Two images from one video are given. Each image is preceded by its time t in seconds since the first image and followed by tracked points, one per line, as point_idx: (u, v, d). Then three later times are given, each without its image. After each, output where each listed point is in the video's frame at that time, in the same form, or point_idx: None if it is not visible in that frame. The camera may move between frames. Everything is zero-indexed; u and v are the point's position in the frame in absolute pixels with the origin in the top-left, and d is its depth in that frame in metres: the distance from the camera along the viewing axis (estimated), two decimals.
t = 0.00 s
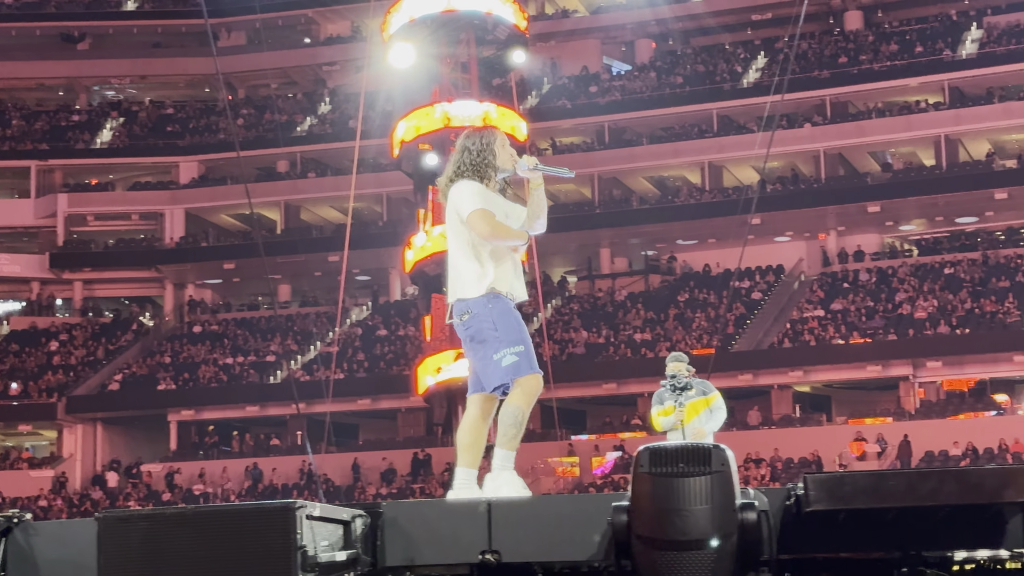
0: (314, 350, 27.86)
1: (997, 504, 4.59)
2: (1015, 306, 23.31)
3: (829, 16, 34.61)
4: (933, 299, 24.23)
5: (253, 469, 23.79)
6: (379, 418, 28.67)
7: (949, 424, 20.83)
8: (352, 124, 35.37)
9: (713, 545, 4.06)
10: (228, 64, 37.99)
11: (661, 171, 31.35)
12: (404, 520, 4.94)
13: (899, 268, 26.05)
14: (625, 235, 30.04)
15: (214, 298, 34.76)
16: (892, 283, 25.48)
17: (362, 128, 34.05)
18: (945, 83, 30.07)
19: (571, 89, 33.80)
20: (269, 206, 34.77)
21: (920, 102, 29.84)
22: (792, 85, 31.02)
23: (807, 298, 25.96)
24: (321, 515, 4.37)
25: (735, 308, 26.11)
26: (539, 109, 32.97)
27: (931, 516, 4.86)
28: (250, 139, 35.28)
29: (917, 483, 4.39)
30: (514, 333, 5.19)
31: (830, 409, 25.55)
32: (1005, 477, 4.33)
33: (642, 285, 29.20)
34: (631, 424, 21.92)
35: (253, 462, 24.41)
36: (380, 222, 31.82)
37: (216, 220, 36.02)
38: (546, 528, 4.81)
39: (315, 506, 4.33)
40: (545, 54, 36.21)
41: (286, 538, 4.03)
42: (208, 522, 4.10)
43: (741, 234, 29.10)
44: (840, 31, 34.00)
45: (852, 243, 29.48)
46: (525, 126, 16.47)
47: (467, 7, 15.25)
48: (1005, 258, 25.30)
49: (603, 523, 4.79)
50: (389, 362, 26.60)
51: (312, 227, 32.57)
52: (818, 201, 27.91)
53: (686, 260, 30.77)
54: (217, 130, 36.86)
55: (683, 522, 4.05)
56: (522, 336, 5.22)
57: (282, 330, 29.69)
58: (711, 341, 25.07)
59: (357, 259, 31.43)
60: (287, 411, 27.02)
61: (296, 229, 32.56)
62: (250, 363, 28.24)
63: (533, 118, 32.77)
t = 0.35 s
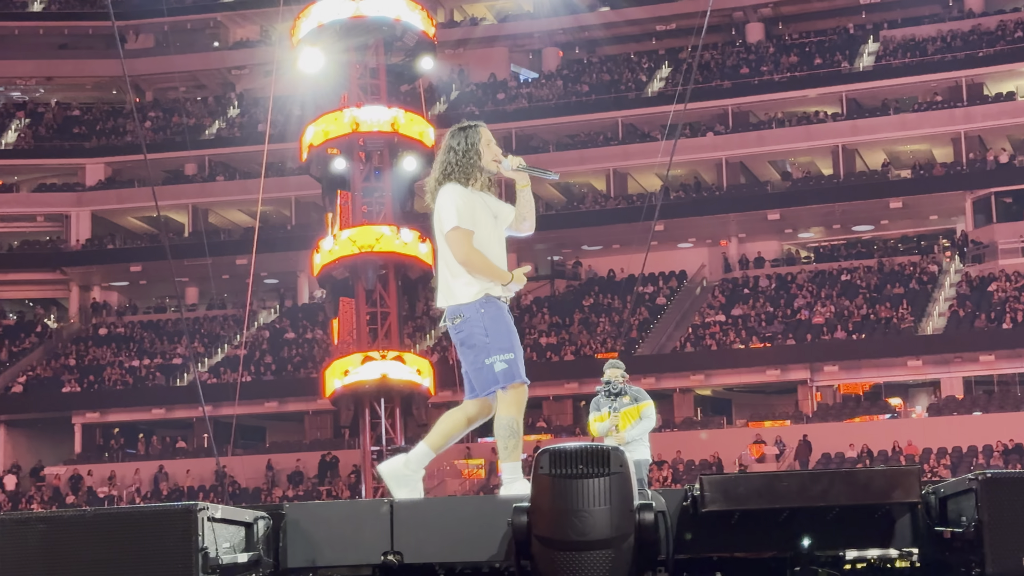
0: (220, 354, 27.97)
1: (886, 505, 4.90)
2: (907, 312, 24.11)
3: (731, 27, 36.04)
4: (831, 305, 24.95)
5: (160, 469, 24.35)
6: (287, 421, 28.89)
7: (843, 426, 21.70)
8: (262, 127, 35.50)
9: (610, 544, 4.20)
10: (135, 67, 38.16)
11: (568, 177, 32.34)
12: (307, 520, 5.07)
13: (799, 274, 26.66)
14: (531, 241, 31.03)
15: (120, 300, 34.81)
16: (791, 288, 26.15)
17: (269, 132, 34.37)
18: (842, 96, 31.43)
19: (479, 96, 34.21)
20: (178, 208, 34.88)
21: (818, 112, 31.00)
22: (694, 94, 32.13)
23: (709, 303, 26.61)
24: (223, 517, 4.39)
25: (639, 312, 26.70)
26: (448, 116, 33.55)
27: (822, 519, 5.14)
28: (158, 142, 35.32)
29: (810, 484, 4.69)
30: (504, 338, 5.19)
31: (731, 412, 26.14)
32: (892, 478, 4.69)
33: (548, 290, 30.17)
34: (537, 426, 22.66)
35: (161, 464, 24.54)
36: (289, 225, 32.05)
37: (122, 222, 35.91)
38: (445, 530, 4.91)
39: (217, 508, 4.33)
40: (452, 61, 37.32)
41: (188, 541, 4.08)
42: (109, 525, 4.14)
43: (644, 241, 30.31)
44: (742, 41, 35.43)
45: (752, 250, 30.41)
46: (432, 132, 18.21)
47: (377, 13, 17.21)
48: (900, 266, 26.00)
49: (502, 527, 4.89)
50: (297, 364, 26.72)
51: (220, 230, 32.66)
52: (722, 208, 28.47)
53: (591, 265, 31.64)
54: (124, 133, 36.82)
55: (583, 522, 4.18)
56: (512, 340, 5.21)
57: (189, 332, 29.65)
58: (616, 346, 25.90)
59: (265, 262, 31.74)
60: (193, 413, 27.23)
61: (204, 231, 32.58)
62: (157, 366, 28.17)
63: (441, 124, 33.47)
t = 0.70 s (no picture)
0: (132, 357, 28.40)
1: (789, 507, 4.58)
2: (810, 316, 25.21)
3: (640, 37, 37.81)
4: (737, 309, 26.03)
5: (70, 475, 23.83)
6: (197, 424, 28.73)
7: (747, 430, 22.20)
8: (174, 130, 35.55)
9: (519, 545, 4.01)
10: (45, 68, 38.02)
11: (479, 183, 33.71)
12: (215, 525, 4.70)
13: (705, 280, 27.96)
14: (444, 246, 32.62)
15: (28, 303, 34.36)
16: (698, 293, 27.38)
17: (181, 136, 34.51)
18: (747, 104, 32.55)
19: (393, 103, 35.53)
20: (88, 211, 34.60)
21: (726, 121, 32.24)
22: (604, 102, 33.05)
23: (618, 309, 27.56)
24: (133, 520, 4.17)
25: (549, 317, 27.52)
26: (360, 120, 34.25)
27: (726, 519, 4.80)
28: (69, 145, 35.18)
29: (714, 486, 4.36)
30: (455, 339, 4.99)
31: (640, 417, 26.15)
32: (795, 479, 4.35)
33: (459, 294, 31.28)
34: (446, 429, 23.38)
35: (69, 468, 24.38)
36: (201, 229, 32.27)
37: (32, 224, 35.47)
38: (355, 541, 4.59)
39: (128, 511, 4.11)
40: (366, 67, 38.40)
41: (101, 547, 3.88)
42: (17, 528, 3.94)
43: (556, 246, 31.03)
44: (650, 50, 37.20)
45: (660, 255, 31.25)
46: (345, 137, 18.34)
47: (288, 19, 17.26)
48: (803, 272, 27.33)
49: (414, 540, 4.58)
50: (208, 368, 27.13)
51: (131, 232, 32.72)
52: (630, 214, 29.53)
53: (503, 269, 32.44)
54: (34, 135, 36.23)
55: (490, 525, 3.97)
56: (465, 342, 4.99)
57: (100, 336, 29.59)
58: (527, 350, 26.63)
59: (177, 264, 31.95)
60: (104, 417, 26.97)
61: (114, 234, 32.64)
62: (66, 369, 28.00)
63: (355, 129, 34.06)
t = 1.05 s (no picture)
0: (51, 366, 27.86)
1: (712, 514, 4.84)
2: (735, 326, 25.58)
3: (567, 46, 37.78)
4: (662, 318, 26.25)
5: None
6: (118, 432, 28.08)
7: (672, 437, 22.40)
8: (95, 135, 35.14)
9: (443, 555, 4.39)
10: None
11: (406, 191, 34.62)
12: (135, 535, 5.05)
13: (631, 290, 28.14)
14: (370, 253, 33.75)
15: None
16: (624, 302, 27.66)
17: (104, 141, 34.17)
18: (672, 113, 33.27)
19: (319, 111, 36.20)
20: (7, 217, 34.16)
21: (650, 131, 33.05)
22: (532, 110, 33.86)
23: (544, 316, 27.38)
24: (50, 533, 4.53)
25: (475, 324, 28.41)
26: (287, 128, 35.30)
27: (647, 526, 5.12)
28: None
29: (638, 494, 4.62)
30: (499, 343, 5.30)
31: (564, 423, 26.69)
32: (716, 488, 4.65)
33: (386, 301, 32.25)
34: (373, 439, 23.78)
35: None
36: (123, 236, 32.04)
37: None
38: (282, 546, 4.96)
39: (45, 525, 4.47)
40: (292, 74, 39.04)
41: (13, 560, 4.24)
42: None
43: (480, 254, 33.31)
44: (578, 60, 37.22)
45: (586, 262, 32.21)
46: (270, 143, 18.19)
47: (213, 25, 17.10)
48: (727, 281, 27.73)
49: (336, 541, 4.97)
50: (130, 377, 26.87)
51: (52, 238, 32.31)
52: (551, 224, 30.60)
53: (429, 277, 34.35)
54: None
55: (416, 535, 4.35)
56: (508, 346, 5.30)
57: (19, 344, 29.09)
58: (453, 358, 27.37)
59: (100, 272, 31.89)
60: (21, 427, 26.76)
61: (34, 241, 32.19)
62: None
63: (281, 136, 35.24)
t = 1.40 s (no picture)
0: (12, 373, 28.67)
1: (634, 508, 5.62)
2: (657, 332, 27.34)
3: (501, 74, 39.09)
4: (590, 326, 27.85)
5: None
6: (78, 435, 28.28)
7: (601, 438, 23.88)
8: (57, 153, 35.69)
9: (386, 543, 5.01)
10: None
11: (353, 208, 36.38)
12: (93, 530, 5.67)
13: (562, 299, 29.59)
14: (317, 266, 34.85)
15: None
16: (555, 312, 29.03)
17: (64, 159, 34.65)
18: (600, 136, 35.33)
19: (268, 130, 37.95)
20: None
21: (580, 152, 35.10)
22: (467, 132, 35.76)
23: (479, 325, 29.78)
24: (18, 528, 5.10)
25: (417, 332, 30.30)
26: (238, 148, 36.84)
27: (575, 521, 5.80)
28: None
29: (564, 490, 5.24)
30: (516, 338, 5.67)
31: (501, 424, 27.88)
32: (638, 484, 5.25)
33: (333, 310, 33.33)
34: (320, 440, 25.07)
35: None
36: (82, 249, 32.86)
37: None
38: (232, 536, 5.65)
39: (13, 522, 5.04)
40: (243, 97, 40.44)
41: None
42: None
43: (423, 266, 34.24)
44: (511, 87, 38.54)
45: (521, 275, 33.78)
46: (223, 163, 19.10)
47: (171, 51, 17.94)
48: (650, 291, 29.65)
49: (281, 533, 5.68)
50: (89, 382, 27.68)
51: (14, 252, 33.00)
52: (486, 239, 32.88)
53: (373, 288, 35.50)
54: None
55: (361, 526, 4.98)
56: (523, 341, 5.68)
57: None
58: (396, 362, 29.05)
59: (61, 283, 32.52)
60: None
61: None
62: None
63: (233, 155, 36.67)
